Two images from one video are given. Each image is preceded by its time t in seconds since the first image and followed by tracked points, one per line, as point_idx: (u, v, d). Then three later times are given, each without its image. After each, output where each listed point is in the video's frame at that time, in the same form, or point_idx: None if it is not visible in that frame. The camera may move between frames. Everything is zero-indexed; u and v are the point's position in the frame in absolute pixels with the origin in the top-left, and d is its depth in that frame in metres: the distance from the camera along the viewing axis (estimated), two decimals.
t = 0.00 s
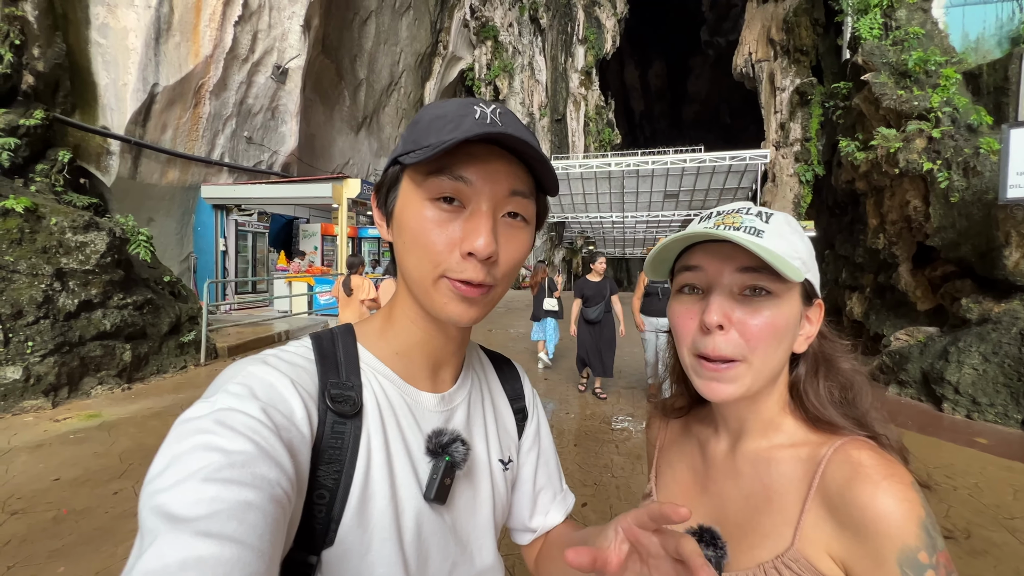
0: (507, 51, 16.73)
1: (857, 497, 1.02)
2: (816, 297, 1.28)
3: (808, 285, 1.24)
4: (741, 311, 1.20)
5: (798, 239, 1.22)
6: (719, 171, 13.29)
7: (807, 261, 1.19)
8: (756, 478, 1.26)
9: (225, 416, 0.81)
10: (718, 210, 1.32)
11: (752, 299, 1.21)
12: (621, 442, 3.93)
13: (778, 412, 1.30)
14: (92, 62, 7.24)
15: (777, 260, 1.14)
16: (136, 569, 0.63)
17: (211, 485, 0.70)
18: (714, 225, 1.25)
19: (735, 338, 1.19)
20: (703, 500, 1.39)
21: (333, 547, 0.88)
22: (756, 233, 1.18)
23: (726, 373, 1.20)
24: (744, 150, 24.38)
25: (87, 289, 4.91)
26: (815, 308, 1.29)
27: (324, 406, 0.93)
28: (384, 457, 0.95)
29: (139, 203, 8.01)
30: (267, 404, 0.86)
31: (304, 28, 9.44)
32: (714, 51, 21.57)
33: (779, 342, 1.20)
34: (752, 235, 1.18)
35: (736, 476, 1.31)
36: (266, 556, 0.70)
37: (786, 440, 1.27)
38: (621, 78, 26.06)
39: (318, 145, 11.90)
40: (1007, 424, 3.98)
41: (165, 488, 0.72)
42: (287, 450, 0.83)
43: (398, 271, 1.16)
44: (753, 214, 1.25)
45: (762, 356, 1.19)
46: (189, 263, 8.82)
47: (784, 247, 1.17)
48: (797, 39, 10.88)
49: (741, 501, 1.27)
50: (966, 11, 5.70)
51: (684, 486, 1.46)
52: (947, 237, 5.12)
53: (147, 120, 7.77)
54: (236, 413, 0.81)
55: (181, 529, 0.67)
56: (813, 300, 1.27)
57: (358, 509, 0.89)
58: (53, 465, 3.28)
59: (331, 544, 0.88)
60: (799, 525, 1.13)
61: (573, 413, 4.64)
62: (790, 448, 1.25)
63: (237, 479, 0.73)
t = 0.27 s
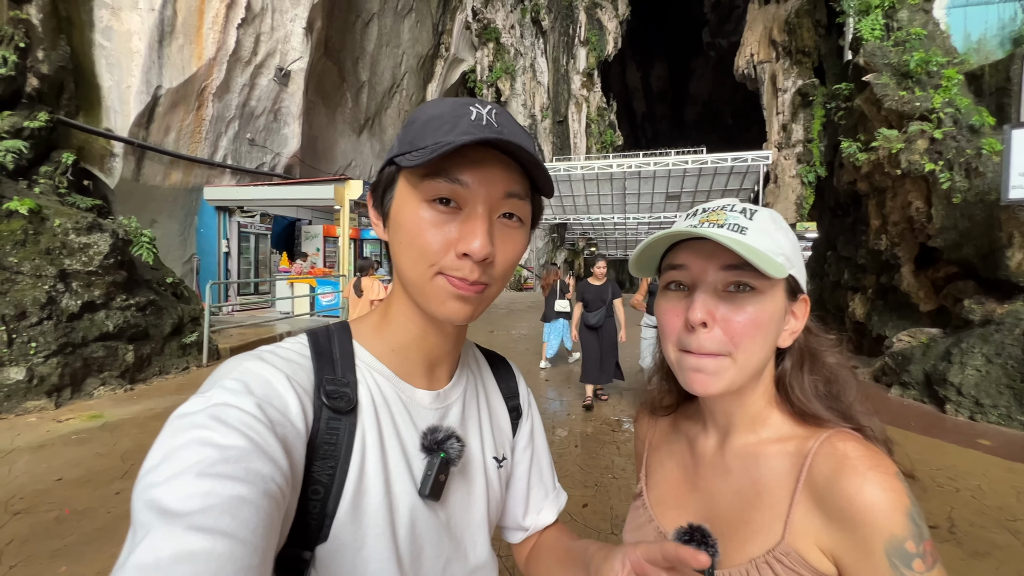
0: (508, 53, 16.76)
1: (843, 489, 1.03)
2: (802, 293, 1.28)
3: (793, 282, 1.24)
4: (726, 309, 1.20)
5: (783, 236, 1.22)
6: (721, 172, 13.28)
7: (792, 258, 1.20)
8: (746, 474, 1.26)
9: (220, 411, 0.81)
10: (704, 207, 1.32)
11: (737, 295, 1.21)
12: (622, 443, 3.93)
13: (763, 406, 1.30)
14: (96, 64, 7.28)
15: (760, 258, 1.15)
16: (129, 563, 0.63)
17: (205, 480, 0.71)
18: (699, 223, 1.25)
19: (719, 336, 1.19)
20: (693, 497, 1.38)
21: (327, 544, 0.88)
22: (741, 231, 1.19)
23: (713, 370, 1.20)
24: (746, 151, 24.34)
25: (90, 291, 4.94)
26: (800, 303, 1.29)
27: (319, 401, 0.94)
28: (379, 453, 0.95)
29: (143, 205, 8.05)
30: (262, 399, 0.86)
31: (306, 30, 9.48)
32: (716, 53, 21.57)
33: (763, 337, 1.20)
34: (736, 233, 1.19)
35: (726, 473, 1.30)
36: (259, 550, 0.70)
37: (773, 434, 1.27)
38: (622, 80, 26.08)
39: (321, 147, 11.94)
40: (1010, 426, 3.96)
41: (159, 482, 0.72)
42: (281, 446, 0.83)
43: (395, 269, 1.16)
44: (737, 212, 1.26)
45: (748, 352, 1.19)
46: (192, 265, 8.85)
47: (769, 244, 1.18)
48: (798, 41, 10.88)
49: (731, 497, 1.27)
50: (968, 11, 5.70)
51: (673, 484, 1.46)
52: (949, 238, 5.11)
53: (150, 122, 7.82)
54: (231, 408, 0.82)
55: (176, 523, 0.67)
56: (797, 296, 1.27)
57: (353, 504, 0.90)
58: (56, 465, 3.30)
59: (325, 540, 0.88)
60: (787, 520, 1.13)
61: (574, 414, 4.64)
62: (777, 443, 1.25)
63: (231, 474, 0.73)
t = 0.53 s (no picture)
0: (507, 50, 16.70)
1: (853, 486, 1.03)
2: (803, 287, 1.27)
3: (789, 274, 1.23)
4: (717, 303, 1.20)
5: (779, 228, 1.22)
6: (720, 170, 13.27)
7: (786, 251, 1.19)
8: (751, 472, 1.26)
9: (210, 407, 0.80)
10: (703, 202, 1.34)
11: (728, 288, 1.20)
12: (620, 440, 3.93)
13: (767, 402, 1.30)
14: (92, 61, 7.24)
15: (749, 251, 1.16)
16: (116, 562, 0.63)
17: (194, 479, 0.70)
18: (696, 219, 1.28)
19: (711, 330, 1.19)
20: (696, 496, 1.38)
21: (321, 542, 0.88)
22: (732, 225, 1.20)
23: (705, 364, 1.20)
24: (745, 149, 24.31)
25: (87, 288, 4.92)
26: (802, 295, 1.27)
27: (313, 398, 0.93)
28: (375, 450, 0.95)
29: (140, 203, 8.02)
30: (254, 396, 0.86)
31: (304, 27, 9.45)
32: (715, 50, 21.53)
33: (757, 331, 1.19)
34: (728, 228, 1.20)
35: (731, 471, 1.30)
36: (249, 550, 0.70)
37: (777, 431, 1.28)
38: (622, 77, 26.03)
39: (319, 144, 11.91)
40: (1008, 423, 3.98)
41: (148, 480, 0.72)
42: (273, 443, 0.83)
43: (391, 266, 1.15)
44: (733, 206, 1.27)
45: (742, 346, 1.19)
46: (190, 262, 8.83)
47: (760, 237, 1.18)
48: (798, 38, 10.86)
49: (736, 496, 1.27)
50: (967, 10, 5.68)
51: (677, 483, 1.46)
52: (948, 235, 5.12)
53: (147, 119, 7.79)
54: (222, 405, 0.81)
55: (164, 522, 0.67)
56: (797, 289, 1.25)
57: (348, 501, 0.90)
58: (54, 462, 3.29)
59: (319, 538, 0.88)
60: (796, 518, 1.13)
61: (572, 411, 4.65)
62: (782, 440, 1.25)
63: (221, 472, 0.73)
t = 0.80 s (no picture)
0: (509, 56, 16.78)
1: (878, 502, 1.02)
2: (825, 293, 1.21)
3: (802, 279, 1.20)
4: (719, 306, 1.20)
5: (793, 229, 1.21)
6: (722, 174, 13.27)
7: (796, 253, 1.17)
8: (769, 483, 1.25)
9: (220, 414, 0.81)
10: (724, 206, 1.38)
11: (731, 291, 1.20)
12: (624, 446, 3.91)
13: (785, 412, 1.30)
14: (98, 66, 7.30)
15: (750, 252, 1.18)
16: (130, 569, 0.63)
17: (206, 485, 0.70)
18: (710, 223, 1.34)
19: (713, 334, 1.20)
20: (712, 504, 1.38)
21: (331, 546, 0.88)
22: (739, 229, 1.24)
23: (708, 368, 1.21)
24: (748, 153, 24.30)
25: (91, 292, 4.95)
26: (824, 300, 1.22)
27: (321, 403, 0.94)
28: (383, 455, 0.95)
29: (144, 207, 8.06)
30: (263, 402, 0.86)
31: (308, 33, 9.52)
32: (716, 55, 21.60)
33: (760, 336, 1.17)
34: (734, 231, 1.24)
35: (749, 481, 1.30)
36: (262, 556, 0.70)
37: (797, 442, 1.27)
38: (623, 82, 26.12)
39: (322, 149, 11.96)
40: (1013, 429, 3.95)
41: (160, 487, 0.72)
42: (283, 448, 0.83)
43: (399, 271, 1.16)
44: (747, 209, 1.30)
45: (744, 351, 1.18)
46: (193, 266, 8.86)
47: (766, 238, 1.19)
48: (799, 43, 10.89)
49: (754, 508, 1.26)
50: (969, 14, 5.60)
51: (692, 492, 1.46)
52: (951, 240, 5.11)
53: (152, 124, 7.84)
54: (232, 411, 0.82)
55: (176, 528, 0.67)
56: (815, 296, 1.21)
57: (357, 506, 0.90)
58: (57, 466, 3.30)
59: (328, 543, 0.88)
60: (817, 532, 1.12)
61: (575, 416, 4.63)
62: (802, 452, 1.24)
63: (233, 478, 0.73)
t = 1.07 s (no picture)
0: (509, 58, 16.80)
1: (885, 508, 1.02)
2: (833, 297, 1.21)
3: (809, 283, 1.20)
4: (723, 310, 1.20)
5: (800, 232, 1.21)
6: (721, 176, 13.30)
7: (801, 256, 1.17)
8: (775, 487, 1.26)
9: (218, 415, 0.81)
10: (731, 208, 1.40)
11: (736, 295, 1.20)
12: (622, 447, 3.92)
13: (791, 416, 1.30)
14: (98, 67, 7.31)
15: (754, 254, 1.19)
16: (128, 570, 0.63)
17: (203, 486, 0.70)
18: (716, 226, 1.36)
19: (717, 336, 1.21)
20: (716, 508, 1.38)
21: (328, 546, 0.88)
22: (744, 232, 1.25)
23: (712, 371, 1.21)
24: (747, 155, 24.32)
25: (91, 293, 4.95)
26: (830, 306, 1.21)
27: (319, 404, 0.94)
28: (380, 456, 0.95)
29: (144, 208, 8.06)
30: (261, 403, 0.87)
31: (308, 35, 9.54)
32: (715, 58, 21.66)
33: (765, 340, 1.17)
34: (739, 234, 1.26)
35: (753, 485, 1.30)
36: (259, 555, 0.70)
37: (803, 446, 1.27)
38: (623, 85, 26.17)
39: (322, 150, 11.97)
40: (1012, 431, 3.95)
41: (157, 487, 0.72)
42: (280, 449, 0.84)
43: (396, 272, 1.16)
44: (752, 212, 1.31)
45: (748, 355, 1.18)
46: (192, 268, 8.85)
47: (770, 241, 1.20)
48: (798, 46, 10.92)
49: (759, 512, 1.27)
50: (967, 18, 5.64)
51: (696, 495, 1.46)
52: (949, 242, 5.12)
53: (152, 125, 7.85)
54: (229, 412, 0.82)
55: (174, 529, 0.67)
56: (822, 300, 1.21)
57: (354, 506, 0.90)
58: (55, 467, 3.29)
59: (325, 542, 0.88)
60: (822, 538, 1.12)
61: (573, 417, 4.63)
62: (807, 457, 1.25)
63: (230, 479, 0.73)
